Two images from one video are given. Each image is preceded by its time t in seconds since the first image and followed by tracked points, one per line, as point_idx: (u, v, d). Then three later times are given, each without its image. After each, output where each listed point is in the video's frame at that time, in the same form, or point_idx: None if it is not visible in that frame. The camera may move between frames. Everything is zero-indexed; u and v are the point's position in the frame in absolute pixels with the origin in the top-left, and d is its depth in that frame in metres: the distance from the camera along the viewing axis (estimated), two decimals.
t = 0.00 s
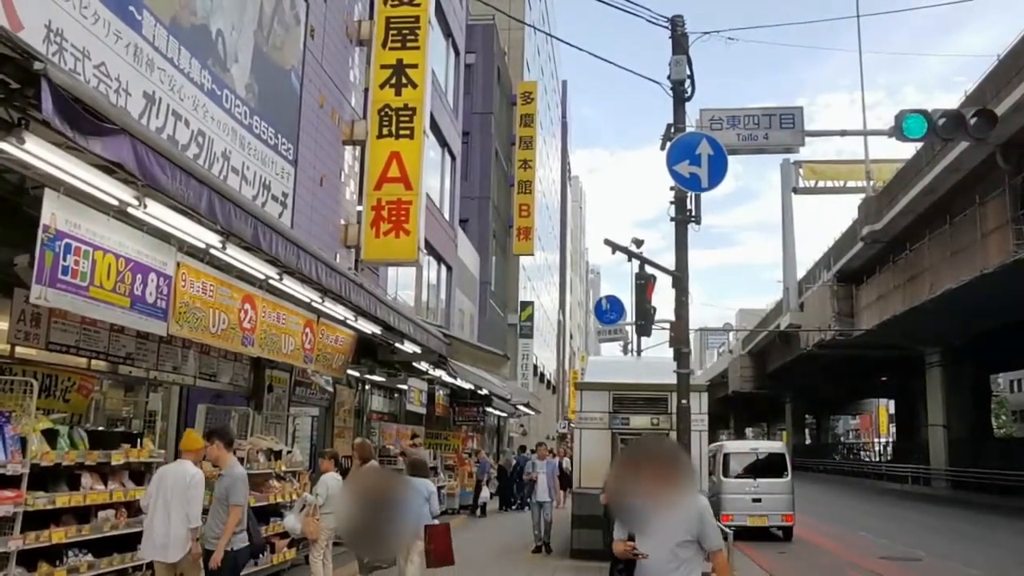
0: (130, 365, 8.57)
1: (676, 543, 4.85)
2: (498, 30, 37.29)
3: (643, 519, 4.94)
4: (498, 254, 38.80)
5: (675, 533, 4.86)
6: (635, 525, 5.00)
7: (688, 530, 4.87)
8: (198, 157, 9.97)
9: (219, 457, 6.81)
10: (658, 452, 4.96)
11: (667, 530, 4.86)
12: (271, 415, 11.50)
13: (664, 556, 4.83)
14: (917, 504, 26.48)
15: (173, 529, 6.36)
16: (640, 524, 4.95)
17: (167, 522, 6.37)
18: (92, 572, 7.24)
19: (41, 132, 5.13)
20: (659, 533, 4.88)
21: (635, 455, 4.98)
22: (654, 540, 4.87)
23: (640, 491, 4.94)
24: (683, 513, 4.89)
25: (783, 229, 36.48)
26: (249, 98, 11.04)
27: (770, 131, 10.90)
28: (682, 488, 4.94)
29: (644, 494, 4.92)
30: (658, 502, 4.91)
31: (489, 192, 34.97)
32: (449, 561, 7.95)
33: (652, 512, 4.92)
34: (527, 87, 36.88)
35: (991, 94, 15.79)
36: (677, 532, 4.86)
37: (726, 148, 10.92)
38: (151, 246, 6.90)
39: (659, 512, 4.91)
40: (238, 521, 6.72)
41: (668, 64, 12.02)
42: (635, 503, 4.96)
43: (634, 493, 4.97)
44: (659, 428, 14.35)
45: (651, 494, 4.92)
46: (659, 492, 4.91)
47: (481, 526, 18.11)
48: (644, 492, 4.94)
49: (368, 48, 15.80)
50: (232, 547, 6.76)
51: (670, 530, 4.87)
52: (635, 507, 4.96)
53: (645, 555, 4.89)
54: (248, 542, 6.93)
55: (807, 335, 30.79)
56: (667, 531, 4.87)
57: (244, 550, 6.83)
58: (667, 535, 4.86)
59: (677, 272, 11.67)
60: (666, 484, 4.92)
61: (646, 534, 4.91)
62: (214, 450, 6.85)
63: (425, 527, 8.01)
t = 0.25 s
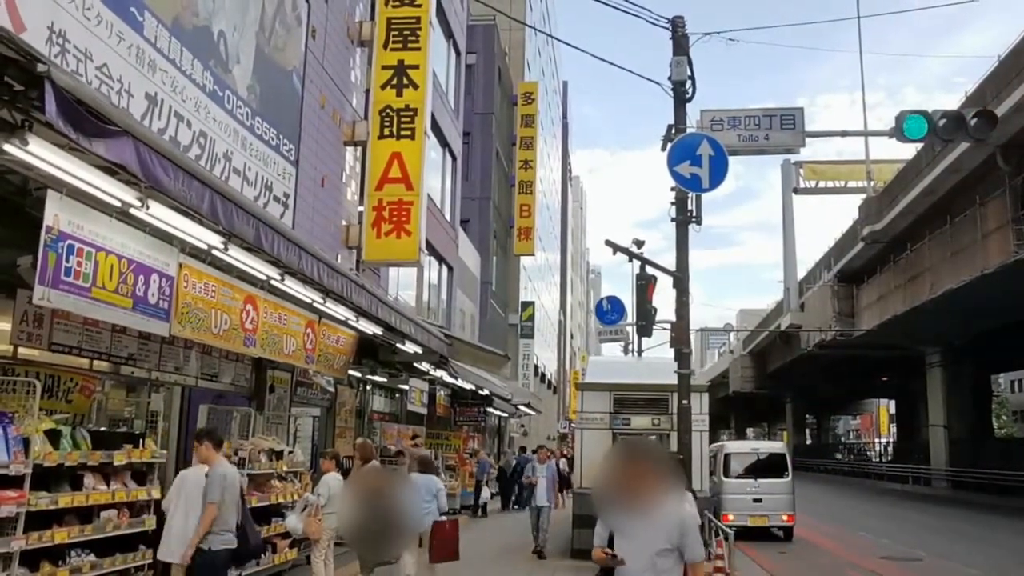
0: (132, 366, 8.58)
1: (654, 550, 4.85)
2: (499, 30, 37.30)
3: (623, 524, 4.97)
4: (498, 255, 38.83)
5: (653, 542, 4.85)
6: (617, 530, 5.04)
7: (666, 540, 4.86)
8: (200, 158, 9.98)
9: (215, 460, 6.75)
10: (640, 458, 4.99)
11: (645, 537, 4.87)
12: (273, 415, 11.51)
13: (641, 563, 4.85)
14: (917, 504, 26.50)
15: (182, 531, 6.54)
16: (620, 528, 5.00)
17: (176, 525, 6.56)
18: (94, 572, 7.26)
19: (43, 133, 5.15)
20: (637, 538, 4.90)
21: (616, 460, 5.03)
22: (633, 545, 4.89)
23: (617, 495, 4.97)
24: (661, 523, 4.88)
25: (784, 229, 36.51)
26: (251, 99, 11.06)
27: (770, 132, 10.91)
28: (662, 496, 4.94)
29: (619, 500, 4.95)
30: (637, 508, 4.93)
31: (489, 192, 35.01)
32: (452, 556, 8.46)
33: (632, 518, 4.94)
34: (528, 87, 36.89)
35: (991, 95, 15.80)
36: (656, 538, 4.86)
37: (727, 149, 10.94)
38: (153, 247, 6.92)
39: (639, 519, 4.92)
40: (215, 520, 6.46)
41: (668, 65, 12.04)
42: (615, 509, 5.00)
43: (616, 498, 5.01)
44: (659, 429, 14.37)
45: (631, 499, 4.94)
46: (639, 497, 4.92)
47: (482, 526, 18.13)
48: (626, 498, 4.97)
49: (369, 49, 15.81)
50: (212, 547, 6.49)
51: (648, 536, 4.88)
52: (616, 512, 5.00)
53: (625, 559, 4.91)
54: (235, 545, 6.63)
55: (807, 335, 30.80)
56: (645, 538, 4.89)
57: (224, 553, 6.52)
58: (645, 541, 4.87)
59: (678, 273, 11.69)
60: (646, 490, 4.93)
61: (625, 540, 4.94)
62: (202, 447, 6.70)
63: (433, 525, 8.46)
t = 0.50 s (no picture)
0: (144, 368, 8.61)
1: (641, 549, 4.87)
2: (506, 31, 37.28)
3: (611, 523, 4.99)
4: (507, 255, 38.81)
5: (641, 541, 4.87)
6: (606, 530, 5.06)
7: (653, 538, 4.86)
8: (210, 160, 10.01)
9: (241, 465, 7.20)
10: (626, 457, 5.01)
11: (632, 536, 4.89)
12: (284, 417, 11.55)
13: (629, 562, 4.87)
14: (928, 504, 26.40)
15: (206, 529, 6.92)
16: (609, 528, 5.02)
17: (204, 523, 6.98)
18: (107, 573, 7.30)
19: (54, 136, 5.22)
20: (625, 537, 4.92)
21: (603, 460, 5.06)
22: (620, 544, 4.92)
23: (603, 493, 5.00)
24: (649, 521, 4.90)
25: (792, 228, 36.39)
26: (261, 101, 11.10)
27: (780, 131, 10.87)
28: (650, 494, 4.96)
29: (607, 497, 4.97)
30: (624, 507, 4.94)
31: (497, 193, 35.02)
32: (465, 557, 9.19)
33: (619, 517, 4.96)
34: (536, 87, 36.86)
35: (1002, 92, 15.71)
36: (643, 538, 4.87)
37: (736, 148, 10.91)
38: (164, 249, 6.95)
39: (627, 518, 4.94)
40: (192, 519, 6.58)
41: (677, 64, 12.02)
42: (601, 508, 5.02)
43: (603, 497, 5.03)
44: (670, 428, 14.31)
45: (617, 498, 4.96)
46: (624, 496, 4.94)
47: (492, 526, 18.14)
48: (613, 498, 4.98)
49: (377, 50, 15.82)
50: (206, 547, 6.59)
51: (635, 536, 4.89)
52: (604, 512, 5.02)
53: (613, 559, 4.94)
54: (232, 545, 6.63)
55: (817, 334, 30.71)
56: (633, 537, 4.91)
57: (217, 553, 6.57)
58: (631, 540, 4.89)
59: (688, 272, 11.67)
60: (631, 490, 4.94)
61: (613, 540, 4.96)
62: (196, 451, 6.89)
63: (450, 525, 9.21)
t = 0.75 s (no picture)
0: (166, 373, 8.66)
1: (624, 561, 4.53)
2: (523, 33, 37.25)
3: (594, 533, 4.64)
4: (526, 258, 38.75)
5: (625, 554, 4.53)
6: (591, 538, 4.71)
7: (638, 551, 4.52)
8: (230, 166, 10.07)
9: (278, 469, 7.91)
10: (608, 466, 4.59)
11: (616, 549, 4.55)
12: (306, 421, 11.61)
13: None
14: (955, 505, 26.09)
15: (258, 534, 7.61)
16: (592, 537, 4.69)
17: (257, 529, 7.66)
18: None
19: (78, 143, 5.31)
20: (610, 550, 4.57)
21: (582, 469, 4.64)
22: (604, 557, 4.59)
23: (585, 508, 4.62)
24: (632, 531, 4.54)
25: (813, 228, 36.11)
26: (280, 106, 11.15)
27: (801, 130, 10.78)
28: (635, 504, 4.58)
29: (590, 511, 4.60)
30: (607, 519, 4.57)
31: (517, 195, 35.02)
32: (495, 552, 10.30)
33: (601, 528, 4.61)
34: (553, 89, 36.79)
35: None
36: (625, 550, 4.53)
37: (757, 147, 10.83)
38: (187, 254, 6.99)
39: (611, 528, 4.58)
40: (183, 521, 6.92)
41: (696, 64, 11.95)
42: (584, 518, 4.65)
43: (585, 506, 4.64)
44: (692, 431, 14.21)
45: (598, 510, 4.58)
46: (605, 508, 4.56)
47: (515, 530, 18.13)
48: (595, 509, 4.60)
49: (395, 54, 15.84)
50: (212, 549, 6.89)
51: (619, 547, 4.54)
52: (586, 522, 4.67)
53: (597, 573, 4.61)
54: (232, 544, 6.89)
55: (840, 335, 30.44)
56: (617, 550, 4.56)
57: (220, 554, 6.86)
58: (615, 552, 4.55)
59: (709, 273, 11.60)
60: (613, 501, 4.55)
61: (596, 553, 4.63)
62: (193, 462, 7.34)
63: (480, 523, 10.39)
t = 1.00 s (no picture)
0: (190, 379, 8.74)
1: (614, 561, 4.42)
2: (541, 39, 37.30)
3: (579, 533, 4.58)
4: (545, 263, 38.75)
5: (615, 553, 4.42)
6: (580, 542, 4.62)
7: (628, 549, 4.40)
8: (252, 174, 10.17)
9: (314, 476, 8.18)
10: (589, 462, 4.61)
11: (602, 547, 4.46)
12: (328, 426, 11.69)
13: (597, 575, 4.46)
14: (980, 510, 25.82)
15: (298, 538, 7.85)
16: (577, 536, 4.63)
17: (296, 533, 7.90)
18: None
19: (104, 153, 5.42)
20: (595, 548, 4.50)
21: (565, 465, 4.65)
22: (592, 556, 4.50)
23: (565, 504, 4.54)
24: (618, 527, 4.45)
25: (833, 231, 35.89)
26: (301, 114, 11.25)
27: (821, 133, 10.74)
28: (619, 499, 4.53)
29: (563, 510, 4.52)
30: (590, 515, 4.51)
31: (535, 200, 35.05)
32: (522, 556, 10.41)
33: (586, 526, 4.53)
34: (571, 94, 36.79)
35: None
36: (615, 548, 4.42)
37: (777, 151, 10.80)
38: (210, 261, 7.07)
39: (597, 528, 4.50)
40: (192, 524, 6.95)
41: (715, 69, 11.95)
42: (570, 519, 4.60)
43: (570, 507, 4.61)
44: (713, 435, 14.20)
45: (582, 507, 4.54)
46: (587, 503, 4.52)
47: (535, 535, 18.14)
48: (579, 508, 4.55)
49: (414, 61, 15.93)
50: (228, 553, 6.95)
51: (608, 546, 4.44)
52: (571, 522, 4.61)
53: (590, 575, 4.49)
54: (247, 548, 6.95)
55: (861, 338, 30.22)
56: (605, 549, 4.45)
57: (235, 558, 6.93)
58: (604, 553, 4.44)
59: (729, 277, 11.58)
60: (594, 496, 4.53)
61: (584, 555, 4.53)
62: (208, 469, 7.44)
63: (505, 527, 10.46)
